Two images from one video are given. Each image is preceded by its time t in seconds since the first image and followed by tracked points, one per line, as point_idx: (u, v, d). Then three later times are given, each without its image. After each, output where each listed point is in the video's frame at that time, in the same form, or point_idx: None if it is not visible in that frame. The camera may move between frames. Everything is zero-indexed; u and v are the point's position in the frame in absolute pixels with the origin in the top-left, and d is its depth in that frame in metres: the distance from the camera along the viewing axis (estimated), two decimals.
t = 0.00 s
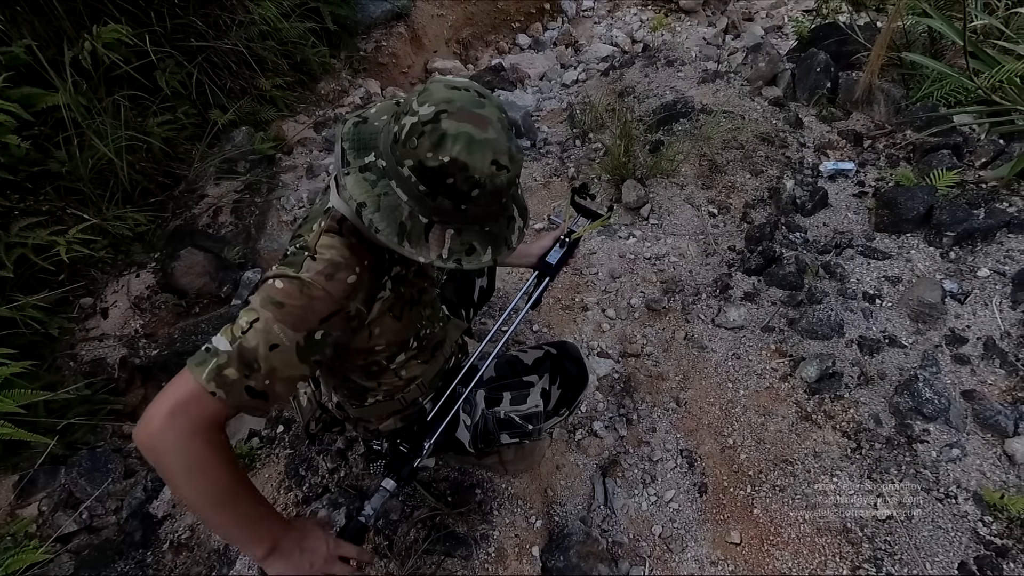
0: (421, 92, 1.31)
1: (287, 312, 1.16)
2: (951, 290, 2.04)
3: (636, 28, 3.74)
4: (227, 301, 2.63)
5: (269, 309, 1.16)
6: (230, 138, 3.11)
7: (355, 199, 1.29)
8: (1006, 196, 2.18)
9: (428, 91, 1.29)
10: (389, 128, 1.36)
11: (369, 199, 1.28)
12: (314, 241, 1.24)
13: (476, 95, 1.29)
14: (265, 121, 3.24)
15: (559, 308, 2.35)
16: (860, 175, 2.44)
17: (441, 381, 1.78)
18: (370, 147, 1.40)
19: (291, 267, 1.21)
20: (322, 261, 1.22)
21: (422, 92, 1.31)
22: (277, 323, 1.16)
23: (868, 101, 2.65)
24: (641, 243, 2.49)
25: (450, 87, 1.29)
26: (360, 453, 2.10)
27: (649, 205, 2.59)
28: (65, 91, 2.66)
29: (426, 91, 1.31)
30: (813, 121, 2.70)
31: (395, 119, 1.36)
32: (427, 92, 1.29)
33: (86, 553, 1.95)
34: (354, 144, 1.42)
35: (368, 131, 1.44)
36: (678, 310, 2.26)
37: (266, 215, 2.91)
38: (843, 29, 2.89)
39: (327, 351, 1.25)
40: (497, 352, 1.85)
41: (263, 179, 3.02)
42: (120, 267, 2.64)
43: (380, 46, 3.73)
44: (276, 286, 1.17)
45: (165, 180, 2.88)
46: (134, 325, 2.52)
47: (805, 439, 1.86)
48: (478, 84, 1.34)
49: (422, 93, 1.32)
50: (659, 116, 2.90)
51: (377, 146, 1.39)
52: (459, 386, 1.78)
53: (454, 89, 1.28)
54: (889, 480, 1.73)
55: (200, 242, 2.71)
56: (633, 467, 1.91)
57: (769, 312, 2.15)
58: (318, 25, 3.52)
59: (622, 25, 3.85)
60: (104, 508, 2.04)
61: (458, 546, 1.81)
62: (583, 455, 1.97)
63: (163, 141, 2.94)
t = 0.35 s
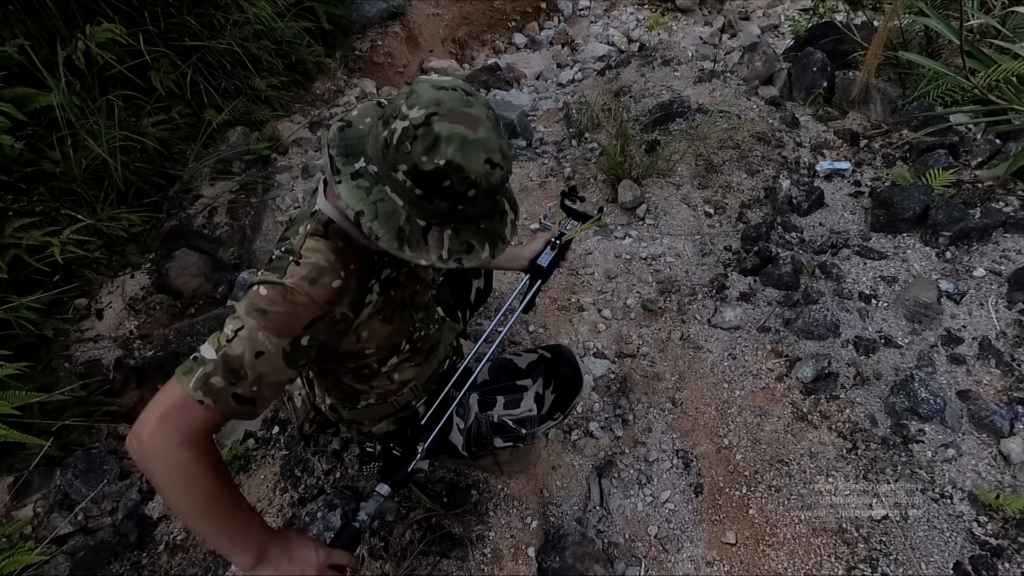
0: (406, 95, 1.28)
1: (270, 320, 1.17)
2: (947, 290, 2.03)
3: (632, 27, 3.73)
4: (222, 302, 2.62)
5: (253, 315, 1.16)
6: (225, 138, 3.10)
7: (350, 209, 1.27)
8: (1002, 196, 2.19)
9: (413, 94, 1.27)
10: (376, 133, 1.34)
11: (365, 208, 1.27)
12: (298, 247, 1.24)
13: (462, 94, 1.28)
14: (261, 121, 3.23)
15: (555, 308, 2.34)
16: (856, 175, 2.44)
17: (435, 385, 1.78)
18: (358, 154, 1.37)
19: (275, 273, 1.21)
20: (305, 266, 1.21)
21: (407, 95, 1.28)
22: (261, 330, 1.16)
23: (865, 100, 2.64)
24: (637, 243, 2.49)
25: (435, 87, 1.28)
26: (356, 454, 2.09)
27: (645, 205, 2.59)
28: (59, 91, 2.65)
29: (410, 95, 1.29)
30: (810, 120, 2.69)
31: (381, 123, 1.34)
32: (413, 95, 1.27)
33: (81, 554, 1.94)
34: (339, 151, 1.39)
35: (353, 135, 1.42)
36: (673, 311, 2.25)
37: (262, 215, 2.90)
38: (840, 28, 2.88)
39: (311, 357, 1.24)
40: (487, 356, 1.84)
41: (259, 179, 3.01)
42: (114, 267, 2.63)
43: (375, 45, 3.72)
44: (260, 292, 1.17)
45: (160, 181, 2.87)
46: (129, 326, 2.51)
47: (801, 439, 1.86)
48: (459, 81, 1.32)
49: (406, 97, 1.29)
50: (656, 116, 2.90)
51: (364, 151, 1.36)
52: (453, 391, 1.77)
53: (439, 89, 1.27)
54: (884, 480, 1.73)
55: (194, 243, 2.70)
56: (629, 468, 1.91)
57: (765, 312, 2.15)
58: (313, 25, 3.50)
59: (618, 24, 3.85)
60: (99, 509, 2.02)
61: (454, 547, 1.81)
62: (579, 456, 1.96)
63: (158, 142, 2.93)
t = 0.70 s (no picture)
0: (415, 97, 1.20)
1: (315, 332, 1.17)
2: (947, 290, 2.03)
3: (632, 24, 3.72)
4: (219, 299, 2.60)
5: (301, 328, 1.15)
6: (222, 134, 3.07)
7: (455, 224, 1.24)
8: (1003, 195, 2.18)
9: (416, 97, 1.20)
10: (399, 150, 1.23)
11: (464, 209, 1.25)
12: (331, 254, 1.23)
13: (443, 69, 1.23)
14: (258, 117, 3.21)
15: (554, 307, 2.33)
16: (856, 174, 2.43)
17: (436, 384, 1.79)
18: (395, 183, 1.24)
19: (313, 282, 1.20)
20: (343, 274, 1.21)
21: (411, 101, 1.20)
22: (307, 342, 1.16)
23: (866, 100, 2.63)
24: (636, 242, 2.48)
25: (430, 76, 1.21)
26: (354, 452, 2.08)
27: (644, 203, 2.58)
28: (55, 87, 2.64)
29: (413, 98, 1.20)
30: (810, 119, 2.68)
31: (397, 140, 1.24)
32: (423, 98, 1.19)
33: (80, 551, 1.92)
34: (375, 185, 1.22)
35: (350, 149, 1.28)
36: (672, 310, 2.24)
37: (260, 211, 2.89)
38: (841, 26, 2.87)
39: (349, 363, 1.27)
40: (487, 361, 1.85)
41: (256, 175, 2.99)
42: (112, 264, 2.61)
43: (373, 41, 3.70)
44: (302, 304, 1.16)
45: (158, 177, 2.86)
46: (127, 322, 2.49)
47: (799, 439, 1.85)
48: (422, 62, 1.25)
49: (408, 103, 1.21)
50: (655, 113, 2.89)
51: (396, 173, 1.24)
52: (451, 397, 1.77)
53: (434, 79, 1.20)
54: (882, 480, 1.72)
55: (192, 240, 2.67)
56: (627, 467, 1.90)
57: (764, 311, 2.14)
58: (311, 20, 3.48)
59: (618, 21, 3.83)
60: (97, 506, 2.01)
61: (451, 545, 1.80)
62: (577, 455, 1.95)
63: (155, 138, 2.92)
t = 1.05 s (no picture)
0: (430, 84, 1.36)
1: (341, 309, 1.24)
2: (942, 285, 2.04)
3: (625, 22, 3.73)
4: (216, 301, 2.62)
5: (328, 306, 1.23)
6: (217, 135, 3.05)
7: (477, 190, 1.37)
8: (996, 189, 2.19)
9: (431, 83, 1.35)
10: (418, 133, 1.37)
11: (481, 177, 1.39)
12: (353, 235, 1.31)
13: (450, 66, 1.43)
14: (253, 118, 3.20)
15: (551, 305, 2.34)
16: (850, 170, 2.44)
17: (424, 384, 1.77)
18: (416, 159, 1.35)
19: (338, 261, 1.27)
20: (366, 255, 1.29)
21: (426, 87, 1.36)
22: (338, 319, 1.25)
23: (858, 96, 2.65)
24: (633, 239, 2.48)
25: (438, 68, 1.38)
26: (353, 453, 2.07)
27: (640, 201, 2.59)
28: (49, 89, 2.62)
29: (428, 85, 1.36)
30: (804, 115, 2.70)
31: (415, 125, 1.37)
32: (438, 82, 1.35)
33: (77, 556, 1.92)
34: (401, 163, 1.33)
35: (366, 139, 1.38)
36: (669, 307, 2.25)
37: (256, 213, 2.89)
38: (834, 22, 2.88)
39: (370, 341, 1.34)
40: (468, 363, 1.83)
41: (251, 177, 2.98)
42: (107, 267, 2.60)
43: (368, 41, 3.69)
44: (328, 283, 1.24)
45: (152, 179, 2.83)
46: (122, 326, 2.48)
47: (797, 434, 1.86)
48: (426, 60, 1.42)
49: (424, 90, 1.36)
50: (650, 112, 2.89)
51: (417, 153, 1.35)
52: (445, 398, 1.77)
53: (443, 69, 1.38)
54: (880, 476, 1.73)
55: (188, 242, 2.67)
56: (626, 465, 1.91)
57: (761, 307, 2.15)
58: (306, 21, 3.47)
59: (611, 19, 3.84)
60: (95, 511, 2.01)
61: (452, 545, 1.81)
62: (576, 453, 1.96)
63: (150, 140, 2.89)
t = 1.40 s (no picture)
0: None
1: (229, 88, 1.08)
2: (941, 288, 2.05)
3: (625, 25, 3.74)
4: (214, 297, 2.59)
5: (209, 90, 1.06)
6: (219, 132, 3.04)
7: None
8: (995, 194, 2.21)
9: None
10: None
11: None
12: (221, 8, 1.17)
13: None
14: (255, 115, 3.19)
15: (550, 305, 2.34)
16: (850, 173, 2.45)
17: (362, 323, 1.55)
18: None
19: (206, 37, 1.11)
20: (244, 28, 1.15)
21: None
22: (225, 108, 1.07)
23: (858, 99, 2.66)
24: (632, 241, 2.49)
25: None
26: (352, 451, 2.05)
27: (640, 202, 2.59)
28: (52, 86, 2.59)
29: None
30: (804, 118, 2.70)
31: None
32: None
33: (74, 552, 1.90)
34: None
35: None
36: (669, 308, 2.25)
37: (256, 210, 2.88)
38: (833, 27, 2.89)
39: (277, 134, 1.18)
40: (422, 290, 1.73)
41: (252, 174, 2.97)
42: (107, 264, 2.59)
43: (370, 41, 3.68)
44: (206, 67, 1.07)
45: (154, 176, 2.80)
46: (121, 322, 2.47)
47: (796, 436, 1.86)
48: None
49: None
50: (650, 114, 2.90)
51: None
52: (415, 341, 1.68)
53: None
54: (880, 478, 1.73)
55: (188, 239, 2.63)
56: (625, 465, 1.91)
57: (761, 310, 2.16)
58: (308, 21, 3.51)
59: (611, 22, 3.85)
60: (92, 507, 1.99)
61: (450, 545, 1.80)
62: (575, 453, 1.96)
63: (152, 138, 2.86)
